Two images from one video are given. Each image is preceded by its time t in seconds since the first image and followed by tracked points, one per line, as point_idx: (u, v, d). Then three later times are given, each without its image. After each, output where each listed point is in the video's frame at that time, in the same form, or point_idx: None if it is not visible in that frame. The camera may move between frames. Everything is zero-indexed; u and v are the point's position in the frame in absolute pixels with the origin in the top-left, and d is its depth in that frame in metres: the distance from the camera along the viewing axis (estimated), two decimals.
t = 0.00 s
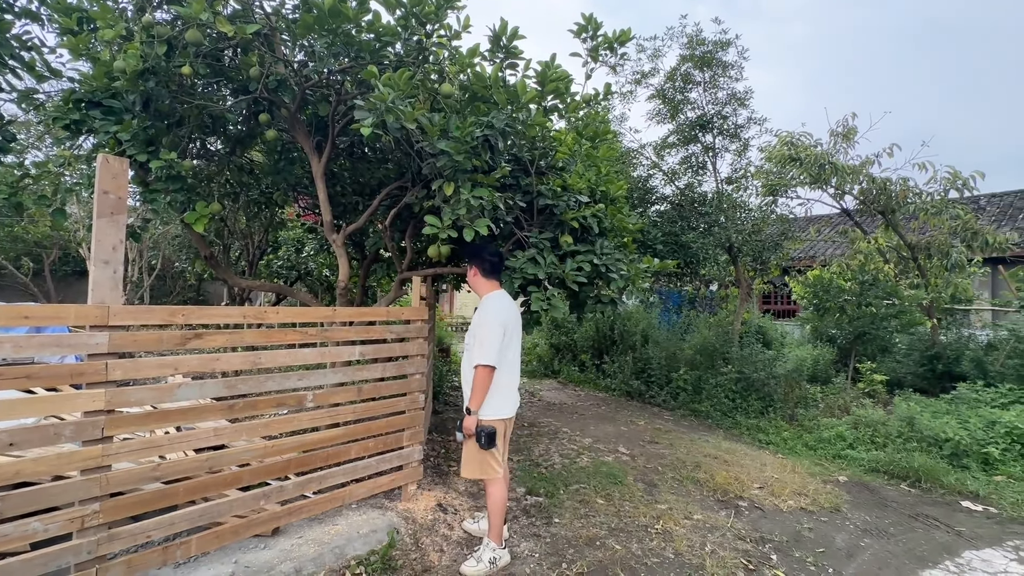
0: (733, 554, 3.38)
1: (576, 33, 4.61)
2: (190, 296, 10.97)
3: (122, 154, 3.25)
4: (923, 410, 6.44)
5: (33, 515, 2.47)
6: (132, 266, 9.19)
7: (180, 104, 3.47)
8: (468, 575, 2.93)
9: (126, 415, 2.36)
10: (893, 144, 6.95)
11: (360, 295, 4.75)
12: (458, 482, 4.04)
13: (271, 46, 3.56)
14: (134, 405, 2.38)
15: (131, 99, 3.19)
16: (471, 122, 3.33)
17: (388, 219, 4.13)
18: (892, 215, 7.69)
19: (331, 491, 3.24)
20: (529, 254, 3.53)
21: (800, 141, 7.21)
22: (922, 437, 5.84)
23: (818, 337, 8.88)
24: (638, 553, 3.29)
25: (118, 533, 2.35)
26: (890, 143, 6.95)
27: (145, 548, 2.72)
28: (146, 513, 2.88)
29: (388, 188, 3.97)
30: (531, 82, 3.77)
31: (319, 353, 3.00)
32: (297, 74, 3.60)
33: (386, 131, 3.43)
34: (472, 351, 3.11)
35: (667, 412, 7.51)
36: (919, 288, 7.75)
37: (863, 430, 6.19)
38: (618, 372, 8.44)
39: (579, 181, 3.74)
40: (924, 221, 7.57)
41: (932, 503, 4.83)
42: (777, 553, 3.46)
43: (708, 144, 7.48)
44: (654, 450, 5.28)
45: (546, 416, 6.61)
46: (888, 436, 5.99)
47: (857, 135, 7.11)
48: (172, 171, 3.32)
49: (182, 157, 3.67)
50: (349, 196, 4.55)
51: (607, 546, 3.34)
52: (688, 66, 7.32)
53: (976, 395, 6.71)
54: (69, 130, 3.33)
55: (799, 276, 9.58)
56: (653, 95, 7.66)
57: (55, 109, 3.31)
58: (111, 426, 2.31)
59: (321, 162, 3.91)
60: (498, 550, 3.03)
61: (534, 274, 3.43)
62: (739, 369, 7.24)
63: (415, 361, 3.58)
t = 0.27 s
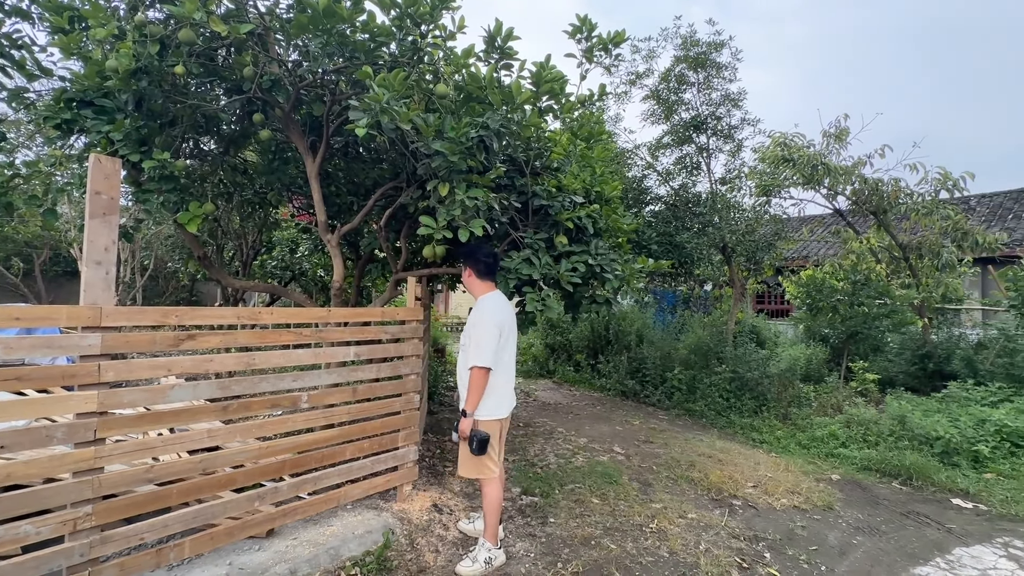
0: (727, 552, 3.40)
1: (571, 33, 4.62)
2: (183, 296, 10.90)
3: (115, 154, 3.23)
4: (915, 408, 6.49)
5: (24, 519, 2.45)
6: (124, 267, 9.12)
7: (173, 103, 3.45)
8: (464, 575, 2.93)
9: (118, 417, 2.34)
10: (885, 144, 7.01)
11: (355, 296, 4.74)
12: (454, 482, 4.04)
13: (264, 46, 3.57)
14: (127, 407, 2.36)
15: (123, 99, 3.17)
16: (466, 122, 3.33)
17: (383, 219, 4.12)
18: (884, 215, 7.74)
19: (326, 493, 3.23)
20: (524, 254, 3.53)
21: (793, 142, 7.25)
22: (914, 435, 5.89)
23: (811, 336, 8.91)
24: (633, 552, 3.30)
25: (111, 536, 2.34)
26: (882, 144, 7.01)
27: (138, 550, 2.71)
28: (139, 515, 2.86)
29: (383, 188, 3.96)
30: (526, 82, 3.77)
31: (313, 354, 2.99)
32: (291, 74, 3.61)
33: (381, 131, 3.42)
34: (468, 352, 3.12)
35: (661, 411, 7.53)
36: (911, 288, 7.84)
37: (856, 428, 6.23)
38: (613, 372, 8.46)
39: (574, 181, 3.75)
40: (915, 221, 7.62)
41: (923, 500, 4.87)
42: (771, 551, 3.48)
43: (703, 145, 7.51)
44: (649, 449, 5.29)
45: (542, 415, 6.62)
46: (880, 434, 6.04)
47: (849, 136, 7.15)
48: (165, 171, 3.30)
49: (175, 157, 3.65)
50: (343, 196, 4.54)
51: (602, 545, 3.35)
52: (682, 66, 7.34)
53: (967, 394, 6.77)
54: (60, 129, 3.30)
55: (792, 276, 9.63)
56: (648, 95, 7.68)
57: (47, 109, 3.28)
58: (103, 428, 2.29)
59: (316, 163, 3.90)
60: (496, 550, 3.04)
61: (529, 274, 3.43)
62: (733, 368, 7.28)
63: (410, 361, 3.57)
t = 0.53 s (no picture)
0: (721, 551, 3.42)
1: (565, 35, 4.63)
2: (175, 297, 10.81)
3: (106, 155, 3.21)
4: (906, 407, 6.54)
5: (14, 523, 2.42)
6: (115, 268, 9.04)
7: (165, 104, 3.43)
8: None
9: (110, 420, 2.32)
10: (876, 146, 7.07)
11: (349, 296, 4.72)
12: (449, 483, 4.03)
13: (258, 46, 3.53)
14: (119, 410, 2.32)
15: (114, 99, 3.15)
16: (461, 123, 3.33)
17: (377, 219, 4.11)
18: (875, 215, 7.79)
19: (320, 495, 3.21)
20: (519, 255, 3.53)
21: (785, 143, 7.29)
22: (904, 434, 5.94)
23: (803, 336, 8.96)
24: (627, 552, 3.31)
25: (102, 540, 2.32)
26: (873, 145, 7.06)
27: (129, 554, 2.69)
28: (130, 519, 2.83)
29: (377, 189, 3.95)
30: (520, 84, 3.77)
31: (307, 355, 2.98)
32: (284, 75, 3.60)
33: (374, 132, 3.41)
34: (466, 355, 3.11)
35: (655, 411, 7.55)
36: (902, 288, 7.94)
37: (848, 427, 6.27)
38: (608, 372, 8.48)
39: (568, 182, 3.76)
40: (905, 222, 7.69)
41: (914, 498, 4.91)
42: (764, 550, 3.50)
43: (696, 146, 7.55)
44: (644, 449, 5.31)
45: (536, 416, 6.62)
46: (872, 433, 6.08)
47: (840, 137, 7.21)
48: (157, 171, 3.28)
49: (167, 158, 3.62)
50: (337, 197, 4.53)
51: (597, 545, 3.36)
52: (676, 68, 7.37)
53: (956, 393, 6.84)
54: (50, 130, 3.27)
55: (785, 276, 9.69)
56: (641, 97, 7.70)
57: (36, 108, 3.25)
58: (94, 431, 2.28)
59: (309, 163, 3.88)
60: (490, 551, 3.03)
61: (524, 275, 3.43)
62: (727, 368, 7.31)
63: (404, 363, 3.56)
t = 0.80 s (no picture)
0: (714, 550, 3.43)
1: (558, 37, 4.64)
2: (166, 299, 10.72)
3: (94, 155, 3.18)
4: (896, 406, 6.60)
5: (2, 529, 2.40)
6: (104, 269, 8.94)
7: (156, 104, 3.40)
8: None
9: (98, 424, 2.30)
10: (866, 147, 7.13)
11: (342, 298, 4.70)
12: (443, 484, 4.02)
13: (249, 47, 3.50)
14: (108, 413, 2.31)
15: (104, 99, 3.13)
16: (453, 124, 3.33)
17: (370, 220, 4.09)
18: (865, 216, 7.85)
19: (313, 498, 3.19)
20: (512, 256, 3.52)
21: (777, 144, 7.33)
22: (894, 433, 5.98)
23: (795, 335, 9.02)
24: (621, 552, 3.32)
25: (91, 545, 2.29)
26: (863, 147, 7.12)
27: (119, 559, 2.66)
28: (120, 523, 2.81)
29: (370, 190, 3.94)
30: (513, 85, 3.77)
31: (300, 357, 2.96)
32: (276, 76, 3.59)
33: (367, 133, 3.40)
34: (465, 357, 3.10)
35: (648, 412, 7.57)
36: (891, 287, 8.01)
37: (839, 426, 6.32)
38: (601, 372, 8.50)
39: (561, 184, 3.77)
40: (895, 223, 7.75)
41: (904, 496, 4.95)
42: (757, 549, 3.51)
43: (688, 147, 7.58)
44: (637, 449, 5.32)
45: (530, 417, 6.62)
46: (862, 431, 6.13)
47: (831, 139, 7.26)
48: (147, 172, 3.25)
49: (157, 159, 3.59)
50: (330, 198, 4.51)
51: (591, 546, 3.36)
52: (668, 70, 7.39)
53: (945, 391, 6.90)
54: (37, 130, 3.23)
55: (777, 276, 9.74)
56: (634, 98, 7.72)
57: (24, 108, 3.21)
58: (83, 435, 2.26)
59: (302, 164, 3.86)
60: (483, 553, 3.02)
61: (517, 276, 3.43)
62: (719, 368, 7.34)
63: (398, 364, 3.55)
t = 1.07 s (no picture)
0: (707, 550, 3.44)
1: (550, 38, 4.65)
2: (157, 301, 10.63)
3: (83, 157, 3.15)
4: (886, 405, 6.65)
5: None
6: (94, 271, 8.86)
7: (145, 105, 3.38)
8: None
9: (87, 428, 2.28)
10: (856, 149, 7.19)
11: (335, 300, 4.68)
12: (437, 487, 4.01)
13: (240, 47, 3.51)
14: (97, 417, 2.29)
15: (92, 100, 3.10)
16: (446, 126, 3.32)
17: (363, 222, 4.08)
18: (855, 217, 7.90)
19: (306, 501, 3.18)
20: (505, 257, 3.53)
21: (768, 146, 7.38)
22: (885, 431, 6.03)
23: (787, 335, 9.09)
24: (615, 553, 3.32)
25: (80, 551, 2.27)
26: (853, 148, 7.18)
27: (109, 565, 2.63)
28: (110, 528, 2.78)
29: (363, 192, 3.92)
30: (506, 86, 3.77)
31: (292, 360, 2.95)
32: (268, 76, 3.56)
33: (359, 135, 3.39)
34: (461, 359, 3.10)
35: (642, 412, 7.59)
36: (881, 288, 8.07)
37: (830, 425, 6.36)
38: (595, 373, 8.51)
39: (554, 185, 3.76)
40: (885, 223, 7.81)
41: (895, 494, 5.00)
42: (749, 548, 3.53)
43: (681, 148, 7.61)
44: (631, 450, 5.33)
45: (524, 418, 6.62)
46: (853, 430, 6.18)
47: (822, 140, 7.31)
48: (136, 174, 3.22)
49: (147, 160, 3.56)
50: (322, 199, 4.49)
51: (585, 547, 3.36)
52: (660, 71, 7.42)
53: (935, 390, 6.96)
54: (24, 131, 3.20)
55: (769, 277, 9.81)
56: (627, 100, 7.75)
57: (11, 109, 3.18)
58: (71, 440, 2.23)
59: (294, 166, 3.85)
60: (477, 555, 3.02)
61: (510, 278, 3.43)
62: (712, 368, 7.38)
63: (391, 366, 3.53)
